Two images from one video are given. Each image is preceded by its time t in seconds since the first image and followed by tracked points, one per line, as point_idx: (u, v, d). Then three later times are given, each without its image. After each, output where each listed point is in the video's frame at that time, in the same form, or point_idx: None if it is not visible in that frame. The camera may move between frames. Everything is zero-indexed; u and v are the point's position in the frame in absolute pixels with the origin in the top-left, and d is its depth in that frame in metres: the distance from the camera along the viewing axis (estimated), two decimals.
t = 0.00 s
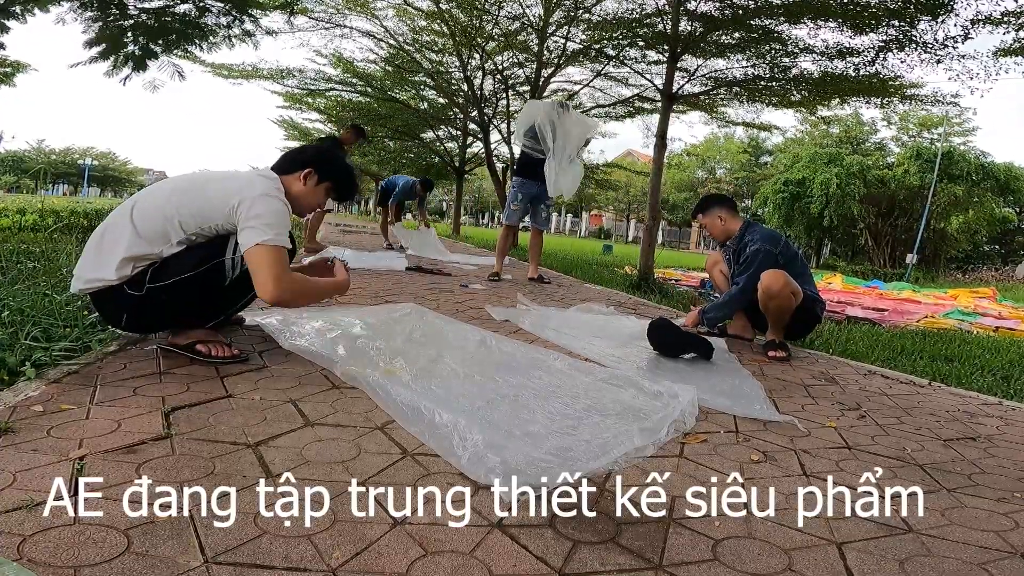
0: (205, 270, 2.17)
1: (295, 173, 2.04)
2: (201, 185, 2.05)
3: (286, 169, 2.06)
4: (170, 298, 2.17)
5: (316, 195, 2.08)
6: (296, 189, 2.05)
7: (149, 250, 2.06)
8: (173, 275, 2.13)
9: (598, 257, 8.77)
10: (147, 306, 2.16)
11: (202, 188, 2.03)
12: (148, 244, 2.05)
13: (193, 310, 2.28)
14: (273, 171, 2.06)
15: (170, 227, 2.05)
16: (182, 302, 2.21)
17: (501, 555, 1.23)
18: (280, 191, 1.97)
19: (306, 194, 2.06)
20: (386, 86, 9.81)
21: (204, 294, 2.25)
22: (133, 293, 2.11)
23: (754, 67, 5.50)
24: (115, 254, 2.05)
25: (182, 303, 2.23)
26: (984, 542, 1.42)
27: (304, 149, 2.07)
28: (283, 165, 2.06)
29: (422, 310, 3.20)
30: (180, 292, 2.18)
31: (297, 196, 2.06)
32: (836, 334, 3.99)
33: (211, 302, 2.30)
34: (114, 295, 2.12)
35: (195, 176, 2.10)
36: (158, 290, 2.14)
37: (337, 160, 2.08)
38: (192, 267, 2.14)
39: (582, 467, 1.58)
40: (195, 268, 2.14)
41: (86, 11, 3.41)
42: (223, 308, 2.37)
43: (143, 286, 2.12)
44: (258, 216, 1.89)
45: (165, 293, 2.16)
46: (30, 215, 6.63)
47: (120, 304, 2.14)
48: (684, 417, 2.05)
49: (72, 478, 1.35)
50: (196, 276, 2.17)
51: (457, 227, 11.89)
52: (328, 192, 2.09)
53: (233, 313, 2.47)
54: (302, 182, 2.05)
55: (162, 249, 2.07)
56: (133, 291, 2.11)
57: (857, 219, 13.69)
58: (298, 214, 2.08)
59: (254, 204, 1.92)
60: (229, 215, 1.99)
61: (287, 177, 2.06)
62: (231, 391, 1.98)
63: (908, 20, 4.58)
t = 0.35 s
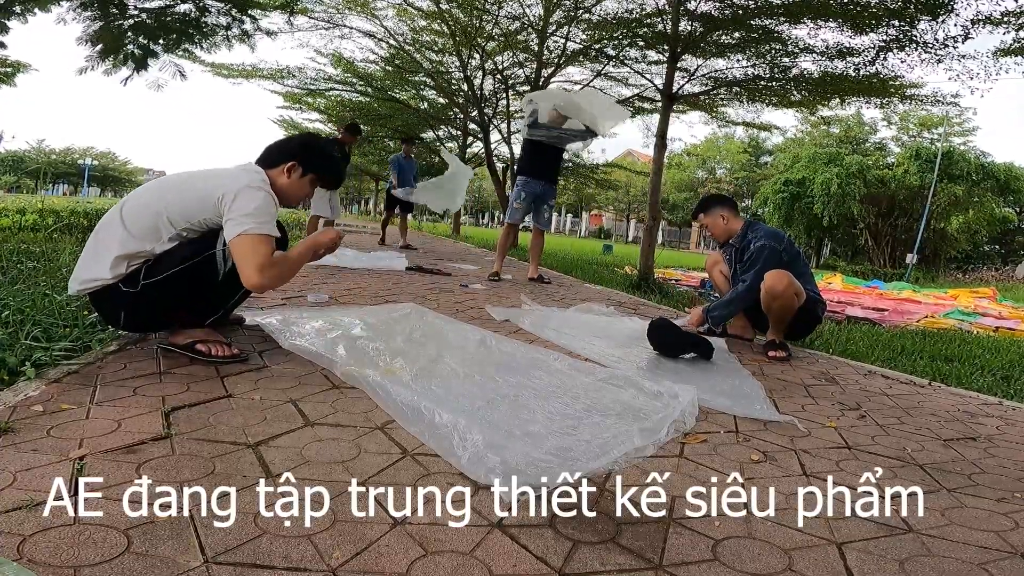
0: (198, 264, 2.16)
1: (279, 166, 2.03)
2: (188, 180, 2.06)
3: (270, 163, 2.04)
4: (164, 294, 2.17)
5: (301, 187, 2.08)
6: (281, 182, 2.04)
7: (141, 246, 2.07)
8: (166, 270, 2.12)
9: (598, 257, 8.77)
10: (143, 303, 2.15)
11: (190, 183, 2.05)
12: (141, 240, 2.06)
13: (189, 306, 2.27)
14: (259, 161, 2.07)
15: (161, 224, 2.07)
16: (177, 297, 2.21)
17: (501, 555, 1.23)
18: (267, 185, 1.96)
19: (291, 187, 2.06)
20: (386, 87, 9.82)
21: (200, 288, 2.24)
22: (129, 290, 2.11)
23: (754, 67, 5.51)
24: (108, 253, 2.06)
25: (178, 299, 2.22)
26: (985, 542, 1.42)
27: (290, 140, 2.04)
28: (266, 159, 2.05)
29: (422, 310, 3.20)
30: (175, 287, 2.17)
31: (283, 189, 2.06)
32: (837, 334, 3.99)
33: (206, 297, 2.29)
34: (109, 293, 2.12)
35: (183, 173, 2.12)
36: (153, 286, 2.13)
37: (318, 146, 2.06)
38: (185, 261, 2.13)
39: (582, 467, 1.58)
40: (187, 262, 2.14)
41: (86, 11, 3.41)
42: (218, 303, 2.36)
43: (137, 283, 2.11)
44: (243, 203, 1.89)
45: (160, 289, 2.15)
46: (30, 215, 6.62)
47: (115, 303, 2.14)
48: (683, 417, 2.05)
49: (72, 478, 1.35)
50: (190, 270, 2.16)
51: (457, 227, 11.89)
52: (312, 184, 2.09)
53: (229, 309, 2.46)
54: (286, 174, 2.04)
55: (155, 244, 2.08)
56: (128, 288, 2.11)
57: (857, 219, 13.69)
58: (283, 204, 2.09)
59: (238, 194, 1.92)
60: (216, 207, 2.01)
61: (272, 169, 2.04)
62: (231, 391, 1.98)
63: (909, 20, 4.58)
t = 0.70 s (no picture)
0: (200, 264, 2.18)
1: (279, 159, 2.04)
2: (191, 180, 2.04)
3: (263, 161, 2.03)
4: (166, 293, 2.18)
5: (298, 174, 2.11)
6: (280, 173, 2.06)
7: (144, 247, 2.06)
8: (168, 270, 2.13)
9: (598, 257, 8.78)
10: (144, 302, 2.16)
11: (193, 183, 2.03)
12: (143, 241, 2.06)
13: (190, 305, 2.28)
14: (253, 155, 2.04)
15: (162, 225, 2.05)
16: (178, 297, 2.22)
17: (501, 555, 1.23)
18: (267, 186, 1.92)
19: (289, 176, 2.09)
20: (386, 87, 9.83)
21: (202, 287, 2.26)
22: (131, 289, 2.12)
23: (754, 68, 5.51)
24: (111, 253, 2.06)
25: (179, 299, 2.23)
26: (985, 542, 1.42)
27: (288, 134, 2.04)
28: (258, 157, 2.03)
29: (422, 310, 3.21)
30: (177, 286, 2.19)
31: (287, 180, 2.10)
32: (837, 335, 3.99)
33: (208, 296, 2.30)
34: (111, 292, 2.13)
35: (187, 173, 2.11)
36: (155, 286, 2.14)
37: (309, 135, 2.07)
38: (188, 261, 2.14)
39: (582, 467, 1.58)
40: (189, 262, 2.14)
41: (86, 11, 3.41)
42: (220, 302, 2.37)
43: (139, 282, 2.12)
44: (242, 202, 1.86)
45: (162, 289, 2.16)
46: (30, 215, 6.62)
47: (116, 302, 2.15)
48: (684, 417, 2.05)
49: (72, 478, 1.35)
50: (193, 270, 2.18)
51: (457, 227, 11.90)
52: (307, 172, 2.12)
53: (230, 309, 2.47)
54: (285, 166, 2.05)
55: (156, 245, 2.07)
56: (130, 287, 2.12)
57: (857, 219, 13.70)
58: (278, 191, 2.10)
59: (237, 194, 1.89)
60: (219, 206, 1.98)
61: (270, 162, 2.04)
62: (231, 391, 1.98)
63: (909, 20, 4.58)
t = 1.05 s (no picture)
0: (200, 266, 2.17)
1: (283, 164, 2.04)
2: (192, 181, 2.04)
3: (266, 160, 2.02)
4: (164, 295, 2.18)
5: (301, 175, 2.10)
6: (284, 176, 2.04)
7: (144, 248, 2.06)
8: (168, 271, 2.13)
9: (598, 257, 8.79)
10: (143, 303, 2.16)
11: (193, 184, 2.02)
12: (143, 241, 2.06)
13: (190, 307, 2.28)
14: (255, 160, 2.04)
15: (162, 226, 2.05)
16: (177, 298, 2.21)
17: (501, 555, 1.23)
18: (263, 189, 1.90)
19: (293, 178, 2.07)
20: (386, 87, 9.84)
21: (202, 290, 2.26)
22: (130, 290, 2.13)
23: (754, 68, 5.51)
24: (111, 253, 2.07)
25: (179, 301, 2.22)
26: (984, 542, 1.42)
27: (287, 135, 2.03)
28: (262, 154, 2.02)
29: (422, 310, 3.21)
30: (177, 288, 2.18)
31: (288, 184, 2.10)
32: (837, 334, 3.99)
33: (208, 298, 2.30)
34: (111, 293, 2.13)
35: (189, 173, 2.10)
36: (155, 287, 2.14)
37: (313, 137, 2.06)
38: (187, 263, 2.14)
39: (581, 467, 1.58)
40: (189, 265, 2.14)
41: (86, 11, 3.42)
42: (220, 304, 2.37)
43: (139, 283, 2.13)
44: (241, 204, 1.85)
45: (161, 290, 2.16)
46: (31, 215, 6.63)
47: (115, 302, 2.15)
48: (683, 417, 2.05)
49: (72, 478, 1.35)
50: (194, 272, 2.17)
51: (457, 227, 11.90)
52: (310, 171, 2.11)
53: (232, 310, 2.47)
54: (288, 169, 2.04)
55: (156, 245, 2.07)
56: (129, 288, 2.12)
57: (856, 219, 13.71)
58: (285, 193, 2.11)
59: (238, 197, 1.88)
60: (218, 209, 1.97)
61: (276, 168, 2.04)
62: (231, 391, 1.98)
63: (908, 20, 4.57)
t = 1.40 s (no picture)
0: (210, 274, 2.16)
1: (291, 170, 2.01)
2: (200, 186, 2.02)
3: (280, 166, 2.02)
4: (174, 300, 2.18)
5: (315, 190, 2.05)
6: (294, 186, 2.02)
7: (152, 254, 2.06)
8: (178, 279, 2.12)
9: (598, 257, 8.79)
10: (151, 309, 2.16)
11: (201, 188, 2.02)
12: (153, 247, 2.05)
13: (197, 311, 2.28)
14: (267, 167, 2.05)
15: (172, 232, 2.05)
16: (186, 304, 2.21)
17: (501, 555, 1.23)
18: (280, 189, 1.95)
19: (304, 191, 2.03)
20: (386, 87, 9.84)
21: (210, 297, 2.25)
22: (138, 296, 2.12)
23: (754, 68, 5.51)
24: (118, 257, 2.05)
25: (187, 306, 2.23)
26: (984, 542, 1.42)
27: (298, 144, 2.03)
28: (277, 161, 2.03)
29: (422, 310, 3.21)
30: (185, 295, 2.18)
31: (296, 194, 2.04)
32: (837, 334, 3.99)
33: (215, 304, 2.30)
34: (118, 298, 2.12)
35: (195, 176, 2.08)
36: (163, 293, 2.13)
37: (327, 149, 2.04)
38: (198, 271, 2.13)
39: (582, 467, 1.58)
40: (199, 272, 2.14)
41: (86, 11, 3.41)
42: (227, 308, 2.37)
43: (147, 289, 2.11)
44: (266, 211, 1.89)
45: (170, 296, 2.16)
46: (30, 215, 6.62)
47: (123, 308, 2.15)
48: (683, 417, 2.05)
49: (72, 478, 1.35)
50: (203, 281, 2.17)
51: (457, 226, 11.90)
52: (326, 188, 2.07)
53: (238, 314, 2.47)
54: (299, 178, 2.01)
55: (166, 252, 2.07)
56: (137, 294, 2.12)
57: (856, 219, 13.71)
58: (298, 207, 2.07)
59: (256, 203, 1.90)
60: (230, 219, 1.98)
61: (285, 175, 2.02)
62: (231, 391, 1.98)
63: (909, 19, 4.57)
